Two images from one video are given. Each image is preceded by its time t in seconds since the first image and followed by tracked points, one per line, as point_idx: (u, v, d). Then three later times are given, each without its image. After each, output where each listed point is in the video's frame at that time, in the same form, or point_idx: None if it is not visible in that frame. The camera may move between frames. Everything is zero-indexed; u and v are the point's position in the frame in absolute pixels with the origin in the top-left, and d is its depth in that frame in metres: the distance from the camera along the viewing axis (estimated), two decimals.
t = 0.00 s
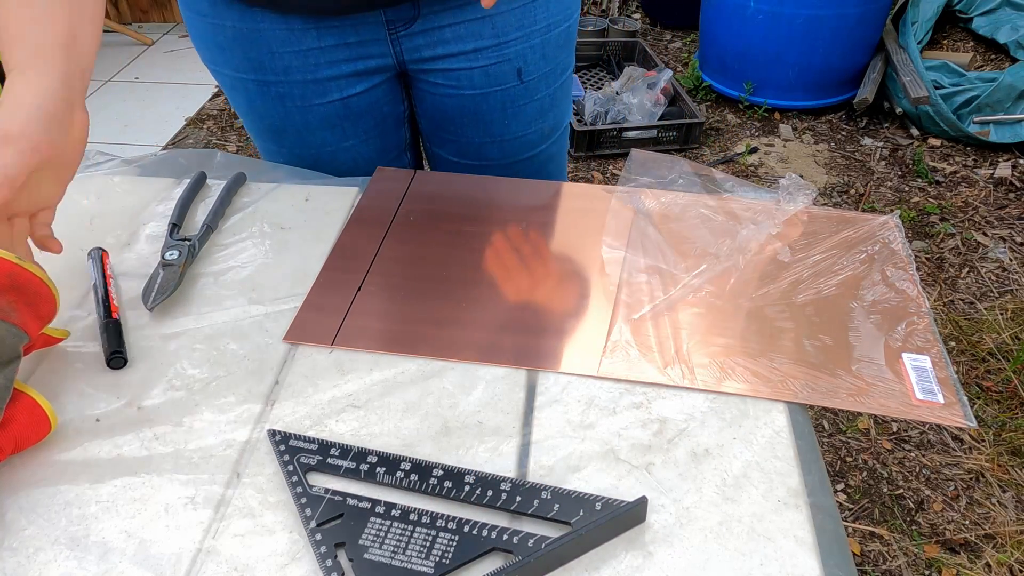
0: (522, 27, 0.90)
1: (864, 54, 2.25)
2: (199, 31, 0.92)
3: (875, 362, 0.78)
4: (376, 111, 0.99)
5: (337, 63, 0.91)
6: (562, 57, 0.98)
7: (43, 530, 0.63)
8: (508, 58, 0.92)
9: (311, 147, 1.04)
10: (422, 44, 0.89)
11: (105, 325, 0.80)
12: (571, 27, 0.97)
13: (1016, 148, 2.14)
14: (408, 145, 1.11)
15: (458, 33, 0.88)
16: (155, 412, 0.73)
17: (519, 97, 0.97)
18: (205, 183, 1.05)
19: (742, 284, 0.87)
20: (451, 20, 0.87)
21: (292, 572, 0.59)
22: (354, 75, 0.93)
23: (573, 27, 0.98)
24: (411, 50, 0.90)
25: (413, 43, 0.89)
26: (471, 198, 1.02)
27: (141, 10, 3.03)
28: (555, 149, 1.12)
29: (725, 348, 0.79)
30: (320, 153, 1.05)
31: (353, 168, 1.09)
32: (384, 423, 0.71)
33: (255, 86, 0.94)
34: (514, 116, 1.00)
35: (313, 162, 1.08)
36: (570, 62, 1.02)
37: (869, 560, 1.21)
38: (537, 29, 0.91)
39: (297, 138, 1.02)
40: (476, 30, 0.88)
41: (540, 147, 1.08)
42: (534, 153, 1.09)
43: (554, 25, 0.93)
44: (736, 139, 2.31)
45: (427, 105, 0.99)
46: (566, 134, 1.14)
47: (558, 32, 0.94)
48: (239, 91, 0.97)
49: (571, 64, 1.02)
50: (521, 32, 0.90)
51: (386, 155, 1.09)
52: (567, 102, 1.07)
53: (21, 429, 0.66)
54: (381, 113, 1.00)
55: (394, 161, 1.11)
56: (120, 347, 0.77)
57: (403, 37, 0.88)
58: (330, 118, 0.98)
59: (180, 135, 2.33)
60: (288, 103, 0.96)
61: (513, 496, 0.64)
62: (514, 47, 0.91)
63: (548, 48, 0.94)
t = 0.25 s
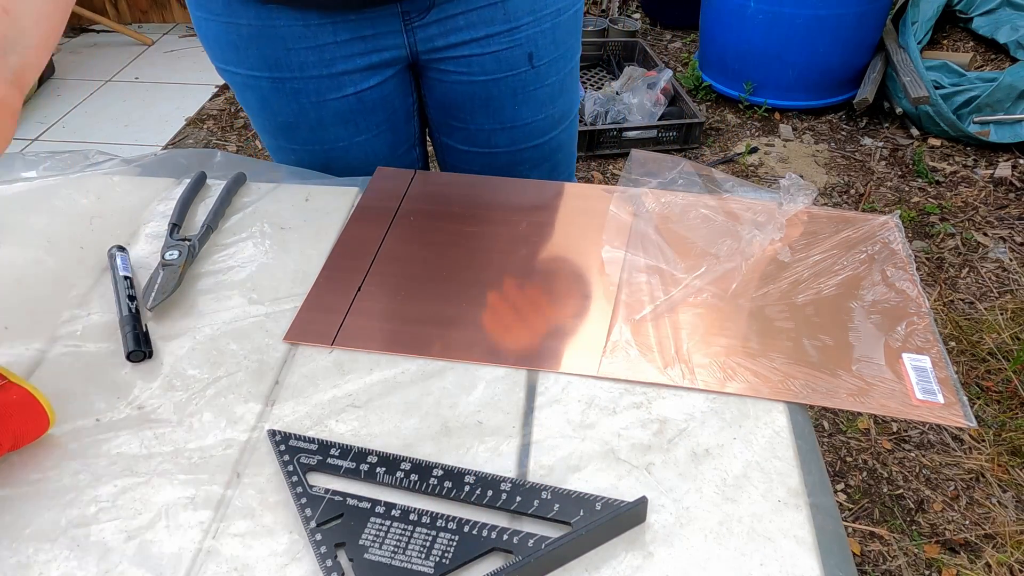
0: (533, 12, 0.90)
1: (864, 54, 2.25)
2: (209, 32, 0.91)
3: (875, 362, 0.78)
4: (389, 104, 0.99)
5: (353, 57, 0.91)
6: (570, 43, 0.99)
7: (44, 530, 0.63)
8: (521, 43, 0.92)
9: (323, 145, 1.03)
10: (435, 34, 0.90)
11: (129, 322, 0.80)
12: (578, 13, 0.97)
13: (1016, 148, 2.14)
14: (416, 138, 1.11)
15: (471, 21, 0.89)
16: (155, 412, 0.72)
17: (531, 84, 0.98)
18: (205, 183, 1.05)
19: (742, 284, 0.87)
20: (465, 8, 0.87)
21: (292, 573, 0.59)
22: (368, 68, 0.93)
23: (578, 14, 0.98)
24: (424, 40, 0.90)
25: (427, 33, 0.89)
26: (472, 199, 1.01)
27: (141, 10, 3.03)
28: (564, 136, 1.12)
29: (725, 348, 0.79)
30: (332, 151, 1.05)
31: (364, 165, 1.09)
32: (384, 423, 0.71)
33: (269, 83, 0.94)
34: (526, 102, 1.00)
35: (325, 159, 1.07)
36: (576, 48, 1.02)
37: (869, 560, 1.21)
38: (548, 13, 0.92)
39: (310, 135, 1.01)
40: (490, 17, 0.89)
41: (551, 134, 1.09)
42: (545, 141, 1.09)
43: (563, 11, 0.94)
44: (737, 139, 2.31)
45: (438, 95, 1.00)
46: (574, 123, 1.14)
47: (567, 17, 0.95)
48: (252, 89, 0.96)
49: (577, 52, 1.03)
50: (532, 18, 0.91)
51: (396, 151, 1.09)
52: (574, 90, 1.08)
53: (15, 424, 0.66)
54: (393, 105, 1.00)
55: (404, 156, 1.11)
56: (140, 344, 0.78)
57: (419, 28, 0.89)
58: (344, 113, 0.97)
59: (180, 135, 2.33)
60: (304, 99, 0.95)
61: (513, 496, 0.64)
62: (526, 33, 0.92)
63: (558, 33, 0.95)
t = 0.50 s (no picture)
0: (546, 29, 0.88)
1: (863, 54, 2.25)
2: (223, 19, 0.91)
3: (874, 362, 0.78)
4: (395, 107, 0.98)
5: (358, 58, 0.90)
6: (586, 61, 0.96)
7: (43, 529, 0.63)
8: (531, 60, 0.90)
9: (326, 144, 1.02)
10: (443, 43, 0.88)
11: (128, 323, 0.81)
12: (596, 29, 0.94)
13: (1016, 148, 2.14)
14: (425, 142, 1.09)
15: (481, 33, 0.87)
16: (155, 412, 0.72)
17: (541, 99, 0.96)
18: (205, 183, 1.05)
19: (742, 284, 0.87)
20: (474, 20, 0.85)
21: (292, 573, 0.59)
22: (374, 70, 0.91)
23: (599, 31, 0.96)
24: (432, 48, 0.89)
25: (434, 42, 0.88)
26: (474, 199, 1.02)
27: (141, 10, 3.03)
28: (579, 148, 1.10)
29: (725, 348, 0.79)
30: (335, 151, 1.04)
31: (369, 165, 1.07)
32: (384, 423, 0.71)
33: (276, 76, 0.93)
34: (536, 117, 0.98)
35: (329, 158, 1.06)
36: (594, 64, 0.99)
37: (869, 560, 1.21)
38: (562, 32, 0.89)
39: (312, 133, 1.00)
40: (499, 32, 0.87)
41: (563, 146, 1.07)
42: (556, 154, 1.07)
43: (579, 28, 0.91)
44: (736, 139, 2.31)
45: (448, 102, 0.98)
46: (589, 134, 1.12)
47: (583, 35, 0.92)
48: (259, 81, 0.95)
49: (595, 66, 1.01)
50: (545, 35, 0.89)
51: (402, 154, 1.07)
52: (591, 102, 1.06)
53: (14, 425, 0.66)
54: (399, 109, 0.98)
55: (410, 160, 1.09)
56: (140, 344, 0.78)
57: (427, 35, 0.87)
58: (347, 113, 0.96)
59: (180, 135, 2.33)
60: (308, 95, 0.94)
61: (513, 496, 0.64)
62: (537, 49, 0.89)
63: (572, 51, 0.93)
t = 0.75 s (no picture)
0: (578, 54, 0.88)
1: (863, 54, 2.25)
2: None
3: (874, 362, 0.78)
4: (423, 98, 0.97)
5: (391, 44, 0.90)
6: (619, 90, 0.95)
7: (43, 530, 0.63)
8: (559, 81, 0.90)
9: (350, 130, 1.02)
10: (474, 48, 0.88)
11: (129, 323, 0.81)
12: (636, 64, 0.93)
13: (1016, 149, 2.14)
14: (453, 140, 1.08)
15: (512, 46, 0.87)
16: (155, 412, 0.72)
17: (565, 119, 0.95)
18: (205, 183, 1.05)
19: (742, 284, 0.87)
20: (507, 33, 0.85)
21: (292, 572, 0.59)
22: (405, 59, 0.92)
23: (640, 63, 0.94)
24: (463, 50, 0.89)
25: (465, 45, 0.88)
26: (474, 199, 1.01)
27: (141, 10, 3.03)
28: (602, 167, 1.09)
29: (725, 348, 0.79)
30: (357, 139, 1.03)
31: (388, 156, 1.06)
32: (384, 423, 0.71)
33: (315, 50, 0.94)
34: (559, 132, 0.98)
35: (349, 142, 1.04)
36: (631, 93, 0.98)
37: (869, 560, 1.21)
38: (593, 59, 0.89)
39: (338, 116, 1.00)
40: (529, 49, 0.87)
41: (584, 164, 1.06)
42: (576, 169, 1.06)
43: (614, 59, 0.90)
44: (737, 139, 2.31)
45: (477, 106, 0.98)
46: (617, 153, 1.10)
47: (617, 66, 0.91)
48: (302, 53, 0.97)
49: (632, 95, 0.99)
50: (575, 59, 0.88)
51: (424, 148, 1.05)
52: (624, 127, 1.04)
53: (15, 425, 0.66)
54: (425, 106, 0.98)
55: (434, 155, 1.08)
56: (141, 344, 0.78)
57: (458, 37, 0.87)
58: (372, 100, 0.96)
59: (180, 135, 2.33)
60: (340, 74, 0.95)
61: (513, 497, 0.64)
62: (566, 72, 0.89)
63: (603, 79, 0.92)
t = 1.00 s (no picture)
0: (639, 46, 0.85)
1: (863, 54, 2.25)
2: None
3: (874, 362, 0.78)
4: (486, 82, 0.95)
5: (460, 24, 0.88)
6: (675, 86, 0.92)
7: (43, 530, 0.63)
8: (617, 70, 0.87)
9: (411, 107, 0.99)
10: (540, 31, 0.86)
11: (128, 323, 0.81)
12: (696, 60, 0.89)
13: (1016, 149, 2.14)
14: (511, 127, 1.04)
15: (576, 33, 0.85)
16: (155, 412, 0.72)
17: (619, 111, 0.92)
18: (205, 184, 1.05)
19: (743, 284, 0.87)
20: (574, 17, 0.83)
21: (292, 572, 0.59)
22: (473, 39, 0.89)
23: (703, 60, 0.91)
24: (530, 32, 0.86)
25: (533, 27, 0.86)
26: (474, 199, 1.02)
27: (141, 10, 3.03)
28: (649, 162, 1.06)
29: (725, 348, 0.79)
30: (418, 118, 1.01)
31: (444, 138, 1.03)
32: (384, 423, 0.71)
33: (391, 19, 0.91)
34: (611, 123, 0.95)
35: (411, 117, 1.01)
36: (688, 88, 0.95)
37: (869, 560, 1.21)
38: (654, 53, 0.86)
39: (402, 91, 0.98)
40: (593, 35, 0.84)
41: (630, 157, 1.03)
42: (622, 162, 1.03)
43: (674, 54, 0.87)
44: (737, 139, 2.31)
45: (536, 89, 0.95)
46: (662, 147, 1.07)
47: (676, 62, 0.88)
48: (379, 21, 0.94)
49: (689, 91, 0.96)
50: (637, 51, 0.85)
51: (483, 132, 1.02)
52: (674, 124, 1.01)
53: (15, 425, 0.66)
54: (488, 88, 0.96)
55: (492, 139, 1.04)
56: (140, 344, 0.78)
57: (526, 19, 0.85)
58: (434, 77, 0.94)
59: (180, 135, 2.33)
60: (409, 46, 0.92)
61: (513, 497, 0.64)
62: (625, 62, 0.86)
63: (661, 74, 0.89)
